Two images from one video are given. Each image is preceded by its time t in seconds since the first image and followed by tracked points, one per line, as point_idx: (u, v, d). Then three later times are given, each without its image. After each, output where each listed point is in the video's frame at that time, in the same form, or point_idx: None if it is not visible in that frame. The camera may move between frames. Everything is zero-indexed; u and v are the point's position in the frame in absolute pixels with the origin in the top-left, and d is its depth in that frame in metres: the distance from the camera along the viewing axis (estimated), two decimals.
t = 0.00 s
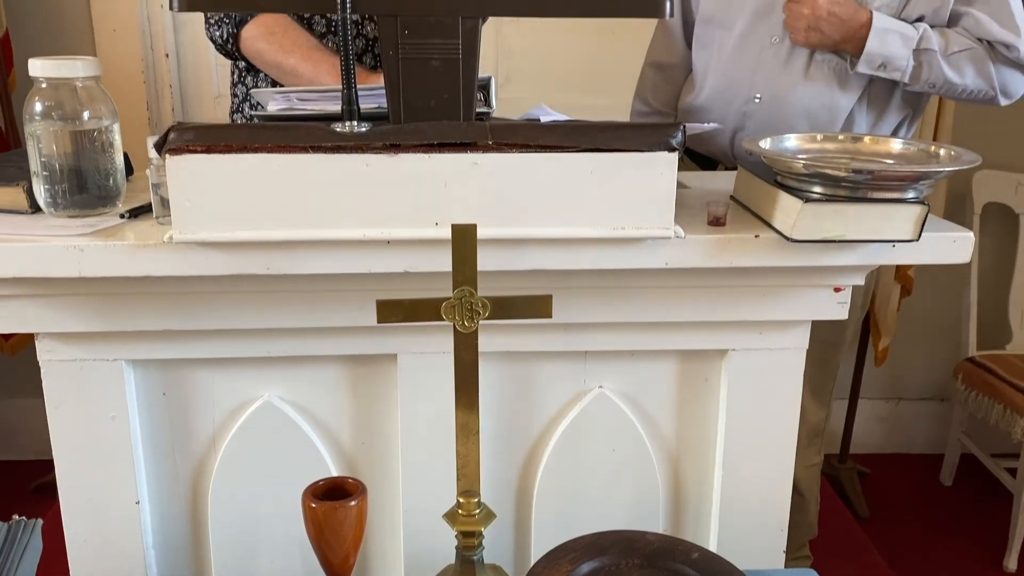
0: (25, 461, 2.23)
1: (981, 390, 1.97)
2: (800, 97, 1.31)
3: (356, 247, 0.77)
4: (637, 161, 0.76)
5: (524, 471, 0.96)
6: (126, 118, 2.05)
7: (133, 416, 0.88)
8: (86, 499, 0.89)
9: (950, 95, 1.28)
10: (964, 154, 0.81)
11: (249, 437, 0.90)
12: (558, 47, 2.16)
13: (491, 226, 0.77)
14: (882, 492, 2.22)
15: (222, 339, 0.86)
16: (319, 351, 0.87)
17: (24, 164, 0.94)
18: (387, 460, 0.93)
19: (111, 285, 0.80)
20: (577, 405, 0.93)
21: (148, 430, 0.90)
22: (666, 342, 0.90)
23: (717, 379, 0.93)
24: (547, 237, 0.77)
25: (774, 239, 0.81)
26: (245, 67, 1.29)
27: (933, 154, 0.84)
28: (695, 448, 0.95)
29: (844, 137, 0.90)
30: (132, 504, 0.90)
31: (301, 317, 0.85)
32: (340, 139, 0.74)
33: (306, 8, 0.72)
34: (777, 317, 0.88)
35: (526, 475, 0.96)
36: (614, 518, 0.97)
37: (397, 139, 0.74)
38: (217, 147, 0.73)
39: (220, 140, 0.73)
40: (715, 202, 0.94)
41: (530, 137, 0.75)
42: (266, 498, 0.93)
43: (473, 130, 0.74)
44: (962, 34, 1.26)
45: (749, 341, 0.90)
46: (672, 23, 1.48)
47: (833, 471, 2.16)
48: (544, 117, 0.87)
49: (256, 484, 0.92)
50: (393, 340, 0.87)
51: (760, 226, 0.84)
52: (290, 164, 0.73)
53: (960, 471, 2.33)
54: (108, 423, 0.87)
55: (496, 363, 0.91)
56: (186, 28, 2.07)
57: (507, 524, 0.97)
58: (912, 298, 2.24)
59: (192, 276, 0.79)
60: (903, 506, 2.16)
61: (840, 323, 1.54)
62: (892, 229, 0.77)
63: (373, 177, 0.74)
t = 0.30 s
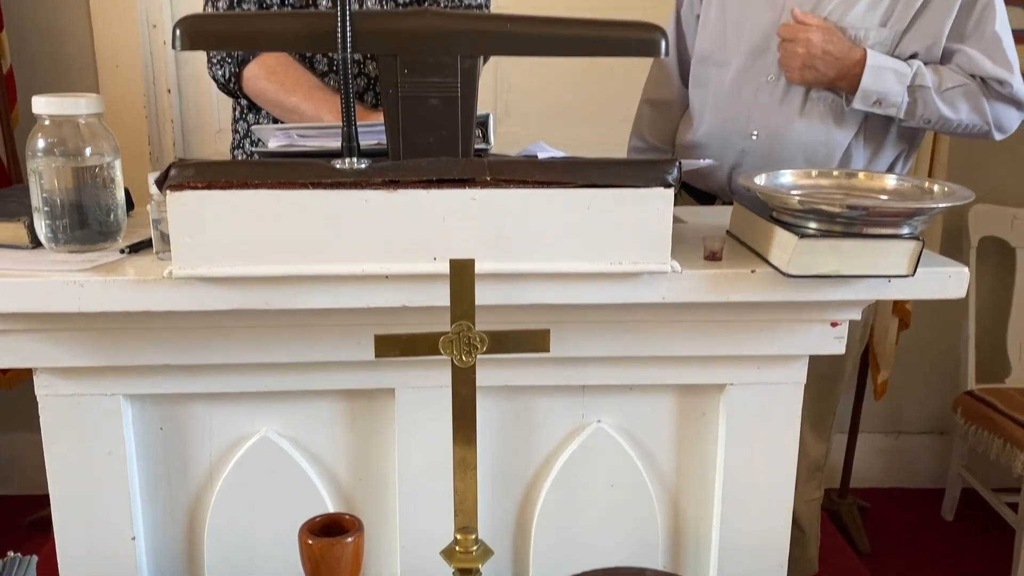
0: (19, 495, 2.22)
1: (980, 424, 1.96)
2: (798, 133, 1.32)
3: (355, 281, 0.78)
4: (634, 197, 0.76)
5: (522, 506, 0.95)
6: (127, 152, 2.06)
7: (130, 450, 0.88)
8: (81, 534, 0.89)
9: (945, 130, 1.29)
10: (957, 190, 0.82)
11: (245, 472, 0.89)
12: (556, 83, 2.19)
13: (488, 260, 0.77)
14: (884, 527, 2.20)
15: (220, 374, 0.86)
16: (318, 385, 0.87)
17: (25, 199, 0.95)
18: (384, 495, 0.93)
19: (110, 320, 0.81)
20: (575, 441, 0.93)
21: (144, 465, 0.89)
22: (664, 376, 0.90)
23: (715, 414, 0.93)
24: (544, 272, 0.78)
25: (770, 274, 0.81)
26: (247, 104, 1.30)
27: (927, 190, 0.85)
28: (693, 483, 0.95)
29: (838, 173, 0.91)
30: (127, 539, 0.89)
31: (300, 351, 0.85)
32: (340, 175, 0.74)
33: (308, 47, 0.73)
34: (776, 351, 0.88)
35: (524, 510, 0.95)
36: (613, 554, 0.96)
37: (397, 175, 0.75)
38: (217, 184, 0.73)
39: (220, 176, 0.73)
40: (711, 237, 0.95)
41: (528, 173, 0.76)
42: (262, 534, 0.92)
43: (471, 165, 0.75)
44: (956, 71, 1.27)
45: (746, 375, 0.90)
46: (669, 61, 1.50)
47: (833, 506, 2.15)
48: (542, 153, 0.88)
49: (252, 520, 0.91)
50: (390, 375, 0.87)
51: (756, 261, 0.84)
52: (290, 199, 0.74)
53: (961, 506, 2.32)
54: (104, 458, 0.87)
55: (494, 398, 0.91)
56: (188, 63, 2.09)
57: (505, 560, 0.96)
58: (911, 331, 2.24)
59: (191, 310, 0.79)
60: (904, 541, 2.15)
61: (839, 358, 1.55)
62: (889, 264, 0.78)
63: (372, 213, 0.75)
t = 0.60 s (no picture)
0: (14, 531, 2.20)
1: (981, 459, 1.96)
2: (793, 168, 1.33)
3: (354, 318, 0.78)
4: (631, 234, 0.77)
5: (521, 544, 0.95)
6: (128, 188, 2.08)
7: (127, 487, 0.87)
8: (77, 573, 0.89)
9: (938, 166, 1.30)
10: (950, 228, 0.83)
11: (242, 509, 0.89)
12: (554, 119, 2.21)
13: (487, 297, 0.78)
14: (885, 564, 2.19)
15: (218, 410, 0.86)
16: (316, 422, 0.87)
17: (27, 235, 0.96)
18: (382, 532, 0.92)
19: (110, 357, 0.81)
20: (574, 477, 0.92)
21: (141, 502, 0.89)
22: (663, 413, 0.90)
23: (714, 450, 0.93)
24: (543, 308, 0.78)
25: (767, 310, 0.82)
26: (248, 141, 1.32)
27: (921, 227, 0.86)
28: (693, 520, 0.95)
29: (833, 210, 0.92)
30: None
31: (299, 387, 0.85)
32: (340, 213, 0.75)
33: (309, 88, 0.74)
34: (773, 388, 0.89)
35: (523, 548, 0.95)
36: None
37: (396, 213, 0.75)
38: (218, 221, 0.74)
39: (221, 214, 0.74)
40: (708, 272, 0.95)
41: (526, 210, 0.76)
42: (258, 572, 0.91)
43: (470, 203, 0.76)
44: (949, 107, 1.29)
45: (745, 412, 0.90)
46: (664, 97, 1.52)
47: (833, 542, 2.13)
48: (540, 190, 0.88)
49: (248, 557, 0.91)
50: (388, 410, 0.87)
51: (753, 297, 0.85)
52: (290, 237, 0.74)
53: (963, 542, 2.30)
54: (101, 495, 0.86)
55: (493, 434, 0.91)
56: (189, 100, 2.12)
57: None
58: (910, 366, 2.24)
59: (191, 347, 0.79)
60: None
61: (838, 393, 1.55)
62: (884, 301, 0.79)
63: (371, 250, 0.75)
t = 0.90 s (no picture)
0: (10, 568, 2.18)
1: (981, 494, 1.95)
2: (789, 206, 1.35)
3: (354, 355, 0.78)
4: (629, 272, 0.78)
5: None
6: (130, 224, 2.09)
7: (124, 525, 0.87)
8: None
9: (932, 203, 1.32)
10: (945, 266, 0.84)
11: (240, 547, 0.89)
12: (553, 155, 2.23)
13: (486, 334, 0.78)
14: None
15: (217, 447, 0.86)
16: (315, 458, 0.87)
17: (29, 272, 0.96)
18: (380, 570, 0.92)
19: (110, 393, 0.81)
20: (572, 515, 0.92)
21: (139, 540, 0.89)
22: (662, 449, 0.90)
23: (713, 487, 0.93)
24: (541, 345, 0.78)
25: (764, 348, 0.82)
26: (251, 179, 1.33)
27: (916, 265, 0.87)
28: (693, 558, 0.94)
29: (829, 248, 0.93)
30: None
31: (297, 424, 0.85)
32: (340, 250, 0.76)
33: (310, 127, 0.75)
34: (772, 424, 0.89)
35: None
36: None
37: (396, 250, 0.76)
38: (219, 259, 0.75)
39: (222, 252, 0.75)
40: (706, 309, 0.96)
41: (524, 247, 0.77)
42: None
43: (469, 241, 0.77)
44: (941, 146, 1.30)
45: (744, 449, 0.90)
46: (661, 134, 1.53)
47: None
48: (538, 228, 0.89)
49: None
50: (387, 447, 0.87)
51: (750, 335, 0.85)
52: (290, 275, 0.75)
53: None
54: (98, 533, 0.86)
55: (492, 471, 0.91)
56: (191, 137, 2.14)
57: None
58: (908, 401, 2.24)
59: (191, 384, 0.79)
60: None
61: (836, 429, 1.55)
62: (881, 339, 0.79)
63: (371, 287, 0.76)
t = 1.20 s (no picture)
0: None
1: (982, 529, 1.95)
2: (785, 240, 1.36)
3: (354, 390, 0.78)
4: (628, 307, 0.78)
5: None
6: (131, 258, 2.10)
7: (121, 562, 0.86)
8: None
9: (927, 239, 1.33)
10: (942, 301, 0.85)
11: None
12: (552, 189, 2.24)
13: (485, 369, 0.78)
14: None
15: (215, 482, 0.86)
16: (313, 494, 0.87)
17: (30, 307, 0.97)
18: None
19: (109, 429, 0.81)
20: (572, 551, 0.92)
21: None
22: (662, 485, 0.90)
23: (713, 523, 0.92)
24: (540, 380, 0.79)
25: (763, 383, 0.83)
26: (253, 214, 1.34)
27: (913, 300, 0.88)
28: None
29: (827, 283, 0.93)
30: None
31: (296, 459, 0.85)
32: (341, 286, 0.76)
33: (311, 165, 0.76)
34: (771, 460, 0.89)
35: None
36: None
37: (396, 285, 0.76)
38: (220, 295, 0.75)
39: (224, 287, 0.75)
40: (704, 344, 0.96)
41: (523, 283, 0.78)
42: None
43: (469, 276, 0.77)
44: (936, 182, 1.31)
45: (743, 484, 0.90)
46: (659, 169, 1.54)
47: None
48: (537, 263, 0.90)
49: None
50: (386, 483, 0.87)
51: (749, 370, 0.86)
52: (291, 310, 0.75)
53: None
54: (94, 570, 0.86)
55: (491, 507, 0.90)
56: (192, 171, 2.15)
57: None
58: (908, 435, 2.23)
59: (190, 420, 0.79)
60: None
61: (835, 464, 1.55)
62: (879, 374, 0.80)
63: (371, 322, 0.76)
